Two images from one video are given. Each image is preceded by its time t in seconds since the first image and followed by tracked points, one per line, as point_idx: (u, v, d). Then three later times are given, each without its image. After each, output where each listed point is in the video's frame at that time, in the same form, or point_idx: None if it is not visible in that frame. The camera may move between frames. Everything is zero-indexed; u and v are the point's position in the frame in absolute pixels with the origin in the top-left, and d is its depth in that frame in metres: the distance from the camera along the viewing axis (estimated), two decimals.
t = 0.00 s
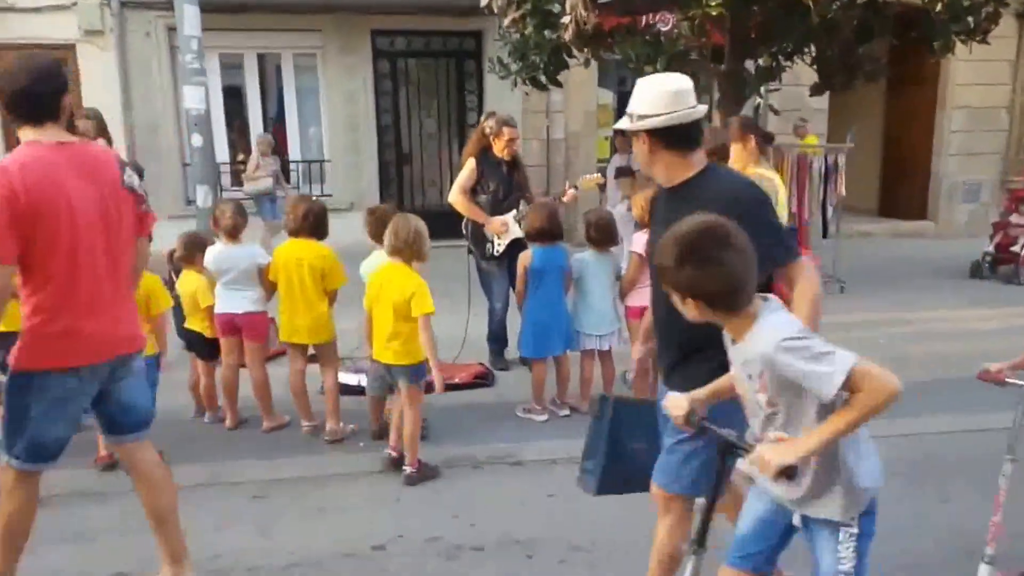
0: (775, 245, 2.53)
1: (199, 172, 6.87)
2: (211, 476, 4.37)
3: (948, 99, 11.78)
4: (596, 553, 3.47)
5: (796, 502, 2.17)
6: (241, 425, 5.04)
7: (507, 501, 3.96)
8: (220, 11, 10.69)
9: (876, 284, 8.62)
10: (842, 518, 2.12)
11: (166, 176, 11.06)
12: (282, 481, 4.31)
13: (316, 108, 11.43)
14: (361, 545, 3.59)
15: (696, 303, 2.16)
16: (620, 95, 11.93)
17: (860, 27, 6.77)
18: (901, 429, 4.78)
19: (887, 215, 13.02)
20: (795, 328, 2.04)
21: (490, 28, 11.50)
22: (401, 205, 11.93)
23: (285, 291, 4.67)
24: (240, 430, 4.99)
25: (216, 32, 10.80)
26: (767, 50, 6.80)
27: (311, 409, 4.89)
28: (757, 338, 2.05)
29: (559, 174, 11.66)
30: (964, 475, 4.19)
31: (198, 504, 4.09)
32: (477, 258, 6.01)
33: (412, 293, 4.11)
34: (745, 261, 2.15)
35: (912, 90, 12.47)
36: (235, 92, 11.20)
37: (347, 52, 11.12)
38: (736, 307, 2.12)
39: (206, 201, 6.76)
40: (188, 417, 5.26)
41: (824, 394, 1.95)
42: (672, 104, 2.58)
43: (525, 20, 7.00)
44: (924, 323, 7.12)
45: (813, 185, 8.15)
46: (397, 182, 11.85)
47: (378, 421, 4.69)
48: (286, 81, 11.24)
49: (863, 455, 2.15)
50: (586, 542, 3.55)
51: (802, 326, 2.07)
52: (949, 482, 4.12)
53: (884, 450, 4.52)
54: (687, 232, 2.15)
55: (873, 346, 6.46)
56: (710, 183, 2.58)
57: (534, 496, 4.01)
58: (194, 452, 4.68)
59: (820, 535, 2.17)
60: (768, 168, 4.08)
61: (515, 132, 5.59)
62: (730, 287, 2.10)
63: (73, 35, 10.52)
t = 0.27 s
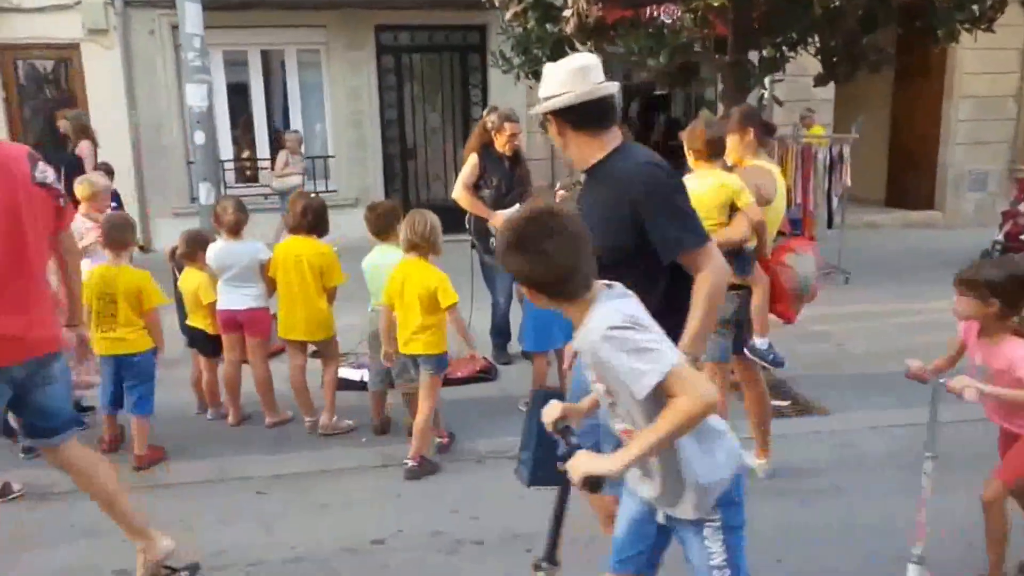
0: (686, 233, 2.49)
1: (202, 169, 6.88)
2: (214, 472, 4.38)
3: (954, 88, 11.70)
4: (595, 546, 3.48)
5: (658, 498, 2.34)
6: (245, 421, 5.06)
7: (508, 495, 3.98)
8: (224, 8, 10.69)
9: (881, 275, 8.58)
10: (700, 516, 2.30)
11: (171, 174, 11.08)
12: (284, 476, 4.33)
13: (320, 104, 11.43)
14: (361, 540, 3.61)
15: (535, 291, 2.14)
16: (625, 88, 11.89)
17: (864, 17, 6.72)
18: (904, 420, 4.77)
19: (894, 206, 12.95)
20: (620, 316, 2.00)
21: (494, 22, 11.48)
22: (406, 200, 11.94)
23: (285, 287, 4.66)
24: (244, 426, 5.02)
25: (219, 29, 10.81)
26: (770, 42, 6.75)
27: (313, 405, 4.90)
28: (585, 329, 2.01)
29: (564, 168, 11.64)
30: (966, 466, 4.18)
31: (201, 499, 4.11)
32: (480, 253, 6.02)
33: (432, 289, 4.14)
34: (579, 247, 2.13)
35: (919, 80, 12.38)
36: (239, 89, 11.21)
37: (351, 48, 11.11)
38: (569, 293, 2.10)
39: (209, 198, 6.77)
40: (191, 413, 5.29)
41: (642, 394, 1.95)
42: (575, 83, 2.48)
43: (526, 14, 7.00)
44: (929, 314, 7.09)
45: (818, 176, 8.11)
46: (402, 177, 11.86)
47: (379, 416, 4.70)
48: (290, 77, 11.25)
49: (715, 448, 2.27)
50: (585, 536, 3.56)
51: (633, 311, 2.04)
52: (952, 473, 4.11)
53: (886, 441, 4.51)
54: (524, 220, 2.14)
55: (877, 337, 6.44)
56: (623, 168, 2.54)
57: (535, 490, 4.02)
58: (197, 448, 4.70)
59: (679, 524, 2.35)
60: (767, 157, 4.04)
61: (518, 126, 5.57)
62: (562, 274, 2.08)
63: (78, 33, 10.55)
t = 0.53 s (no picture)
0: (593, 237, 2.40)
1: (204, 164, 6.90)
2: (217, 466, 4.41)
3: (956, 80, 11.66)
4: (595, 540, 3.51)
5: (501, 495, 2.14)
6: (248, 416, 5.10)
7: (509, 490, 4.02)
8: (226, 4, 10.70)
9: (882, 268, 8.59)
10: (538, 514, 2.10)
11: (174, 170, 11.11)
12: (286, 471, 4.37)
13: (322, 100, 11.45)
14: (362, 534, 3.64)
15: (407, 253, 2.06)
16: (627, 81, 11.88)
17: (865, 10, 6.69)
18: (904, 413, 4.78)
19: (895, 198, 12.96)
20: (476, 282, 1.92)
21: (496, 17, 11.47)
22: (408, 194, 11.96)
23: (288, 281, 4.68)
24: (247, 420, 5.05)
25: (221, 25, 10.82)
26: (772, 36, 6.72)
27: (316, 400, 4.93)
28: (445, 288, 1.94)
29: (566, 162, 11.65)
30: (966, 459, 4.20)
31: (204, 494, 4.14)
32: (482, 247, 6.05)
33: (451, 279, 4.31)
34: (455, 211, 2.05)
35: (921, 71, 12.35)
36: (241, 84, 11.22)
37: (353, 43, 11.11)
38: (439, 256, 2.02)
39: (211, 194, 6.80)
40: (194, 408, 5.32)
41: (476, 363, 1.89)
42: (499, 83, 2.40)
43: (528, 8, 6.99)
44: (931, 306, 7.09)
45: (821, 169, 8.12)
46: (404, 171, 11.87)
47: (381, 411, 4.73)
48: (293, 73, 11.26)
49: (562, 439, 2.06)
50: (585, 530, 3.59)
51: (494, 282, 1.95)
52: (951, 466, 4.13)
53: (886, 434, 4.53)
54: (396, 172, 2.07)
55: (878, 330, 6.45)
56: (536, 170, 2.45)
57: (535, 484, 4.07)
58: (200, 443, 4.74)
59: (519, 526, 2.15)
60: (767, 148, 3.97)
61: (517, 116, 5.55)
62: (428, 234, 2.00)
63: (80, 30, 10.56)
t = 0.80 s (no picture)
0: (479, 233, 2.33)
1: (206, 160, 6.91)
2: (220, 461, 4.44)
3: (959, 74, 11.64)
4: (595, 533, 3.53)
5: (361, 485, 2.10)
6: (250, 410, 5.12)
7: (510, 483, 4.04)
8: None
9: (883, 262, 8.59)
10: (391, 521, 2.07)
11: (177, 165, 11.13)
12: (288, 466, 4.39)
13: (325, 96, 11.46)
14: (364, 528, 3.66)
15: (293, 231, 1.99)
16: (630, 76, 11.90)
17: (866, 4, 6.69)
18: (905, 406, 4.79)
19: (898, 192, 12.95)
20: (351, 274, 1.85)
21: (498, 12, 11.45)
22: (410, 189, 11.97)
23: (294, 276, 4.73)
24: (250, 415, 5.08)
25: (224, 22, 10.84)
26: (774, 30, 6.73)
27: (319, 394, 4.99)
28: (318, 275, 1.87)
29: (568, 157, 11.65)
30: (966, 452, 4.21)
31: (208, 488, 4.16)
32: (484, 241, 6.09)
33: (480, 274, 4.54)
34: (348, 191, 1.99)
35: (924, 65, 12.34)
36: (244, 80, 11.23)
37: (355, 39, 11.12)
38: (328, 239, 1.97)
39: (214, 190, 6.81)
40: (197, 403, 5.35)
41: (332, 356, 1.83)
42: (411, 73, 2.38)
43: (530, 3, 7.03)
44: (932, 300, 7.10)
45: (823, 163, 8.13)
46: (406, 166, 11.88)
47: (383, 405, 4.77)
48: (295, 69, 11.27)
49: (426, 432, 2.04)
50: (586, 524, 3.61)
51: (370, 272, 1.89)
52: (951, 458, 4.15)
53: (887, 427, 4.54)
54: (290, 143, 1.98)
55: (879, 324, 6.46)
56: (435, 159, 2.40)
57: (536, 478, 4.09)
58: (203, 437, 4.76)
59: (375, 519, 2.11)
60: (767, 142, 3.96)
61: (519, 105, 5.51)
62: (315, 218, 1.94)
63: (82, 26, 10.57)
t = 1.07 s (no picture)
0: (387, 231, 2.31)
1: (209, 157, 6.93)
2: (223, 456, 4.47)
3: (961, 68, 11.63)
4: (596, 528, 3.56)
5: (219, 498, 2.01)
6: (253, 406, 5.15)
7: (512, 478, 4.07)
8: None
9: (884, 257, 8.61)
10: (250, 536, 1.98)
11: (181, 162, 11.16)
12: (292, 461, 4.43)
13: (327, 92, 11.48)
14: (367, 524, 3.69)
15: (159, 215, 1.91)
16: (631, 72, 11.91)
17: None
18: (906, 401, 4.80)
19: (900, 187, 12.94)
20: (214, 274, 1.82)
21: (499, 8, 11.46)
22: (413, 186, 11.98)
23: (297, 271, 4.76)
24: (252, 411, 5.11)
25: (226, 19, 10.86)
26: (775, 26, 6.73)
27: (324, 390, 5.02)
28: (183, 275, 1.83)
29: (570, 153, 11.66)
30: (966, 446, 4.22)
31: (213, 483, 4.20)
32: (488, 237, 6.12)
33: (502, 267, 4.62)
34: (233, 186, 1.95)
35: (925, 60, 12.33)
36: (247, 77, 11.26)
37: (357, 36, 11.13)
38: (206, 230, 1.91)
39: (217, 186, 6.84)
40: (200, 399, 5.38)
41: (189, 359, 1.77)
42: (337, 66, 2.41)
43: None
44: (933, 295, 7.10)
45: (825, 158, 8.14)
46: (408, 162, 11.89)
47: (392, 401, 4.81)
48: (297, 66, 11.29)
49: (290, 442, 1.97)
50: (587, 519, 3.63)
51: (236, 275, 1.85)
52: (952, 453, 4.16)
53: (888, 422, 4.56)
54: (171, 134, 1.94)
55: (880, 319, 6.47)
56: (355, 156, 2.42)
57: (538, 473, 4.12)
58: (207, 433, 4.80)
59: (230, 531, 2.01)
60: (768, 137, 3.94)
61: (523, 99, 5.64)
62: (192, 201, 1.88)
63: (85, 24, 10.60)
